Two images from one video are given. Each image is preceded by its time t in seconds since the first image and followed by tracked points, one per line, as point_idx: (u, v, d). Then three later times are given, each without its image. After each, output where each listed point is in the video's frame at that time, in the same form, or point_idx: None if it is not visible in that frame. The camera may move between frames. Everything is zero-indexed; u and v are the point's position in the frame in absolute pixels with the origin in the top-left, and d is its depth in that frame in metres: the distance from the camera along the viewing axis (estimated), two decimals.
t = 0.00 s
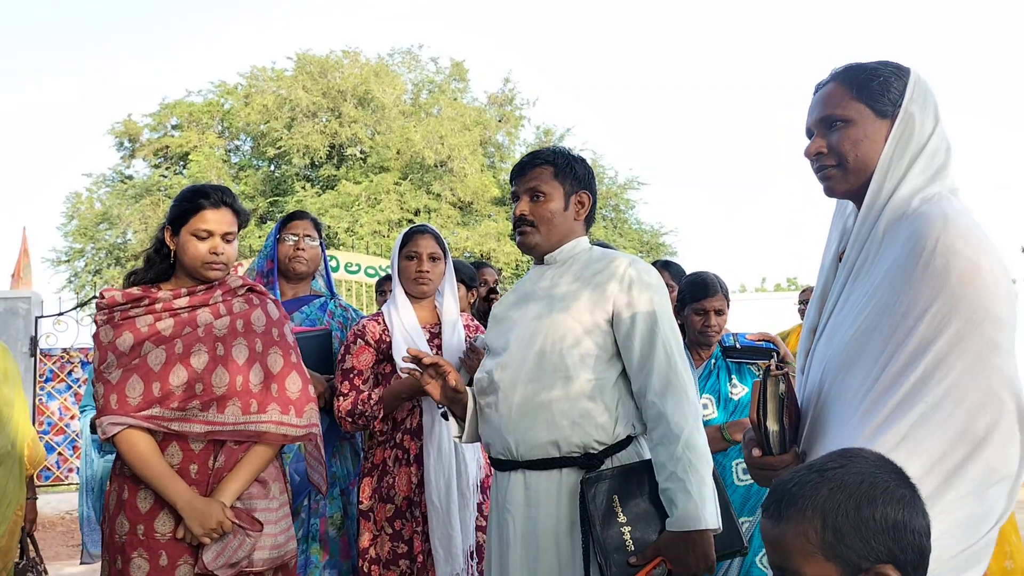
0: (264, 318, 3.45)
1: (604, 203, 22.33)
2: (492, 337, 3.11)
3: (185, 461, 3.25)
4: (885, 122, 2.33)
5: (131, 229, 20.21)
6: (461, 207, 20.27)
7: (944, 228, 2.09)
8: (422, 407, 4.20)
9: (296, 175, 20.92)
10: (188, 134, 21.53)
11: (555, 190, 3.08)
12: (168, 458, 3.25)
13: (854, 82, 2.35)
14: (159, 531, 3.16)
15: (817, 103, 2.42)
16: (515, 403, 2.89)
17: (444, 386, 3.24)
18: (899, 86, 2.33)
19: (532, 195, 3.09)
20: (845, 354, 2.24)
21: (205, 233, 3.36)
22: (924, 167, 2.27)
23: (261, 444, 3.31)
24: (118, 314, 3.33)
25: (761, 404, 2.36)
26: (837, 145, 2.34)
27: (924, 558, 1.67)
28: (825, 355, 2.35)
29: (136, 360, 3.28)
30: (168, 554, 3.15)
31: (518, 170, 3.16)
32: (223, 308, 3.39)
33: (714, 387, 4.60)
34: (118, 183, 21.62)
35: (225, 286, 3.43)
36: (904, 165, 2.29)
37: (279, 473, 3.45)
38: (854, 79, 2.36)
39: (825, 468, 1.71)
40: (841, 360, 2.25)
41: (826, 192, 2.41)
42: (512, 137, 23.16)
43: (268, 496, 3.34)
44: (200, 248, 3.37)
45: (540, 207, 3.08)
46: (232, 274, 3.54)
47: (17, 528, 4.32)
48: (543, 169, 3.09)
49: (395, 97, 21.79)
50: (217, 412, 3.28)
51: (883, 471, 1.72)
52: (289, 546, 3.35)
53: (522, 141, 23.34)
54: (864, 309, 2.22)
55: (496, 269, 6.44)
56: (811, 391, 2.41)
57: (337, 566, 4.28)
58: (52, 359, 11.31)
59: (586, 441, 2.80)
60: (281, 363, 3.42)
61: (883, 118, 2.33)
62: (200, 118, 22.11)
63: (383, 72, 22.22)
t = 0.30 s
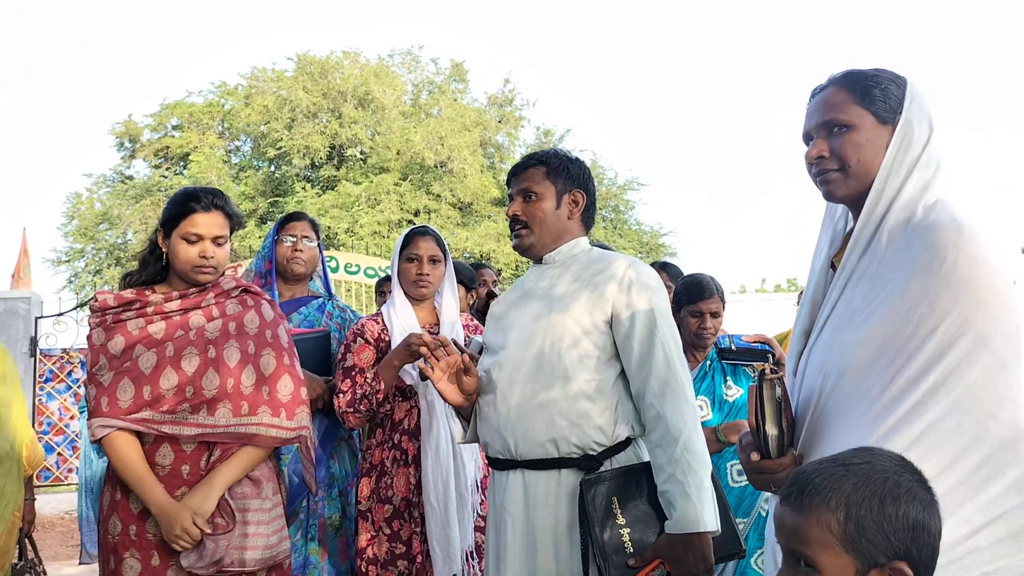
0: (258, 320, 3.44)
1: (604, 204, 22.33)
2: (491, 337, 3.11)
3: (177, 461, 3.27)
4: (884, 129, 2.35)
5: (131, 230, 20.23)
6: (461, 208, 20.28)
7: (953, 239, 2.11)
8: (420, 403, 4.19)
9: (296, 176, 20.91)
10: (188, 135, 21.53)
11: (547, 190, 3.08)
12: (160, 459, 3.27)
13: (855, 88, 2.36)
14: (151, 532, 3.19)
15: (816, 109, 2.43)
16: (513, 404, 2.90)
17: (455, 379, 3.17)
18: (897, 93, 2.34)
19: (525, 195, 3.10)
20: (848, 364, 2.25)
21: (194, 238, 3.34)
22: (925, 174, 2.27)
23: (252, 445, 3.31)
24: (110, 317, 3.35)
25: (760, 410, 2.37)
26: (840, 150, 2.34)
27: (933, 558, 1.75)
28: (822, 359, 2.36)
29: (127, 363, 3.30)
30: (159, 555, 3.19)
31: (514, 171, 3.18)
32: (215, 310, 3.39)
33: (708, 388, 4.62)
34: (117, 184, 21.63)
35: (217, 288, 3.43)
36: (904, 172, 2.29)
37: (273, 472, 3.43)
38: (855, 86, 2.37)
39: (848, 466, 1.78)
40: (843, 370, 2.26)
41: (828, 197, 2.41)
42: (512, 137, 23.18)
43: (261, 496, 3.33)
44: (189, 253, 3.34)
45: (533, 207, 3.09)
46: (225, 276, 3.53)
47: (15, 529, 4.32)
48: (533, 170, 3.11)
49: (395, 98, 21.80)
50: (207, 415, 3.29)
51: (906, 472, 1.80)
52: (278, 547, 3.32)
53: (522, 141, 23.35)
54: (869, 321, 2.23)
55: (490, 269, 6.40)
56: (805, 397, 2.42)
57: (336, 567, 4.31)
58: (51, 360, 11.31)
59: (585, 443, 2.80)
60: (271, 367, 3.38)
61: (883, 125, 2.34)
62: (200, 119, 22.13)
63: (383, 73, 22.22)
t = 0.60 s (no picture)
0: (254, 320, 3.45)
1: (605, 204, 22.34)
2: (492, 335, 3.12)
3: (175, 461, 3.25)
4: (893, 131, 2.33)
5: (132, 229, 20.23)
6: (461, 207, 20.29)
7: (960, 243, 2.10)
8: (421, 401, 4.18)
9: (296, 175, 20.89)
10: (188, 135, 21.53)
11: (545, 192, 3.07)
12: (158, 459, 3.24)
13: (863, 90, 2.34)
14: (150, 530, 3.18)
15: (822, 111, 2.40)
16: (514, 403, 2.90)
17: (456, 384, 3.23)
18: (903, 95, 2.33)
19: (522, 199, 3.10)
20: (852, 366, 2.26)
21: (189, 237, 3.31)
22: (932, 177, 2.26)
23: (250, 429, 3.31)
24: (105, 317, 3.33)
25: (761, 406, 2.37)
26: (850, 154, 2.32)
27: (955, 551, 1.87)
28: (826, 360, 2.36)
29: (122, 363, 3.29)
30: (159, 553, 3.18)
31: (513, 172, 3.17)
32: (211, 310, 3.40)
33: (707, 388, 4.63)
34: (118, 183, 21.64)
35: (212, 289, 3.42)
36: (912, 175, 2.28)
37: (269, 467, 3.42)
38: (862, 88, 2.35)
39: (894, 455, 1.89)
40: (847, 372, 2.27)
41: (835, 200, 2.38)
42: (513, 137, 23.19)
43: (258, 494, 3.33)
44: (183, 253, 3.33)
45: (531, 209, 3.08)
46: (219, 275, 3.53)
47: (16, 528, 4.31)
48: (529, 172, 3.10)
49: (396, 98, 21.80)
50: (203, 415, 3.29)
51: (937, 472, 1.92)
52: (257, 531, 3.26)
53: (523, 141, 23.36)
54: (875, 324, 2.23)
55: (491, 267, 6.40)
56: (805, 396, 2.43)
57: (337, 566, 4.32)
58: (52, 358, 11.31)
59: (587, 443, 2.80)
60: (268, 367, 3.40)
61: (892, 127, 2.33)
62: (201, 118, 22.14)
63: (384, 72, 22.22)
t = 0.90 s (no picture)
0: (254, 319, 3.56)
1: (607, 205, 22.34)
2: (495, 336, 3.12)
3: (174, 461, 3.23)
4: (891, 138, 2.32)
5: (134, 230, 20.25)
6: (464, 208, 20.29)
7: (960, 241, 2.10)
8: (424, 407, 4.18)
9: (298, 176, 20.87)
10: (191, 136, 21.54)
11: (546, 193, 3.07)
12: (156, 458, 3.22)
13: (857, 101, 2.34)
14: (148, 530, 3.16)
15: (819, 125, 2.41)
16: (516, 405, 2.90)
17: (456, 401, 3.23)
18: (900, 97, 2.33)
19: (525, 201, 3.10)
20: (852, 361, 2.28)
21: (183, 241, 3.32)
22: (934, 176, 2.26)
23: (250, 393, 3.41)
24: (106, 314, 3.33)
25: (772, 401, 2.41)
26: (849, 166, 2.33)
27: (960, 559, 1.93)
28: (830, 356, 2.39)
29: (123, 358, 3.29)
30: (157, 553, 3.16)
31: (513, 178, 3.17)
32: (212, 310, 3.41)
33: (708, 389, 4.64)
34: (120, 184, 21.68)
35: (213, 289, 3.43)
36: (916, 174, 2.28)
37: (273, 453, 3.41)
38: (857, 97, 2.35)
39: (918, 459, 1.95)
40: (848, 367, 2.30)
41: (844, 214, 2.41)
42: (515, 138, 23.19)
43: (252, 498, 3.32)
44: (178, 256, 3.33)
45: (534, 211, 3.09)
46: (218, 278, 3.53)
47: (19, 528, 4.32)
48: (529, 174, 3.10)
49: (398, 99, 21.82)
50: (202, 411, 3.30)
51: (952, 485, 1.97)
52: (250, 511, 3.20)
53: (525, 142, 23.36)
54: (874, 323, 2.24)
55: (494, 270, 6.40)
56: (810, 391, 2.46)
57: (341, 566, 4.32)
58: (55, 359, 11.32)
59: (589, 444, 2.80)
60: (271, 358, 3.53)
61: (889, 133, 2.32)
62: (204, 119, 22.16)
63: (386, 73, 22.24)
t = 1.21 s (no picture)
0: (247, 315, 3.57)
1: (608, 205, 22.35)
2: (496, 335, 3.13)
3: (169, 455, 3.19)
4: (883, 134, 2.32)
5: (135, 229, 20.26)
6: (465, 208, 20.30)
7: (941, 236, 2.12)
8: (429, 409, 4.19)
9: (300, 176, 20.88)
10: (192, 135, 21.55)
11: (546, 193, 3.07)
12: (152, 451, 3.18)
13: (851, 99, 2.34)
14: (146, 524, 3.13)
15: (816, 121, 2.41)
16: (517, 404, 2.90)
17: (456, 403, 3.21)
18: (897, 96, 2.33)
19: (525, 200, 3.11)
20: (839, 357, 2.30)
21: (180, 252, 3.37)
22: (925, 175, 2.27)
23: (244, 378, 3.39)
24: (107, 310, 3.33)
25: (783, 402, 2.35)
26: (841, 163, 2.34)
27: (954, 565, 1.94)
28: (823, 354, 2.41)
29: (127, 351, 3.29)
30: (155, 546, 3.13)
31: (513, 179, 3.18)
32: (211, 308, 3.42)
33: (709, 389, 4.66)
34: (122, 183, 21.70)
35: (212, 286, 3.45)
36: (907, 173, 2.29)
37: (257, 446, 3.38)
38: (853, 95, 2.34)
39: (923, 466, 1.94)
40: (835, 362, 2.32)
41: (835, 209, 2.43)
42: (516, 137, 23.20)
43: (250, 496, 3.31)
44: (175, 266, 3.39)
45: (534, 209, 3.09)
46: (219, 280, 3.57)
47: (21, 527, 4.33)
48: (529, 174, 3.11)
49: (400, 99, 21.84)
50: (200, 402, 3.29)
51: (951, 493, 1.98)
52: (214, 480, 3.12)
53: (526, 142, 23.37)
54: (865, 318, 2.26)
55: (496, 270, 6.42)
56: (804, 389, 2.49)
57: (342, 565, 4.32)
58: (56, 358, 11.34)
59: (590, 442, 2.80)
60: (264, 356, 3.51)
61: (881, 129, 2.32)
62: (205, 118, 22.18)
63: (387, 73, 22.27)
